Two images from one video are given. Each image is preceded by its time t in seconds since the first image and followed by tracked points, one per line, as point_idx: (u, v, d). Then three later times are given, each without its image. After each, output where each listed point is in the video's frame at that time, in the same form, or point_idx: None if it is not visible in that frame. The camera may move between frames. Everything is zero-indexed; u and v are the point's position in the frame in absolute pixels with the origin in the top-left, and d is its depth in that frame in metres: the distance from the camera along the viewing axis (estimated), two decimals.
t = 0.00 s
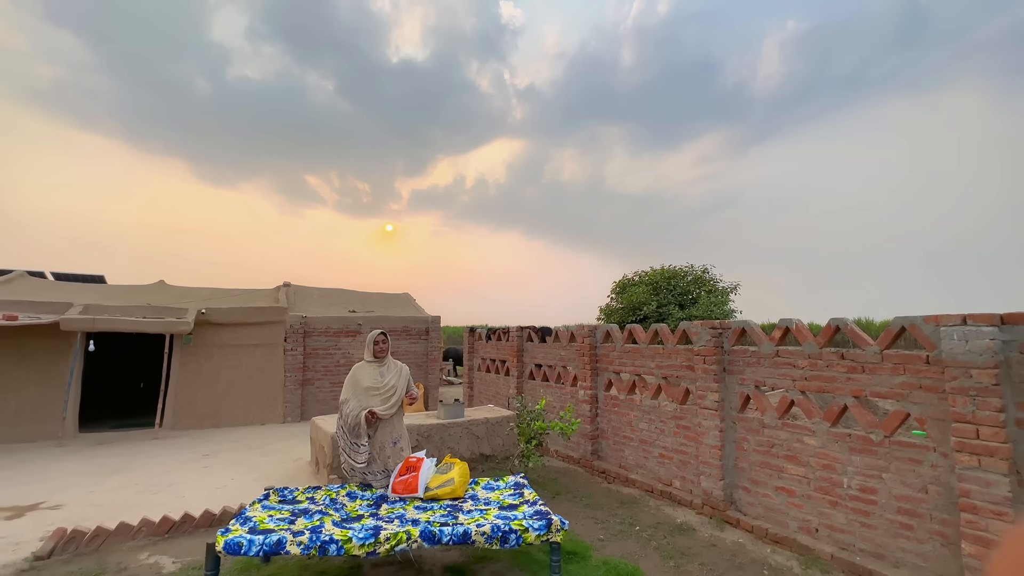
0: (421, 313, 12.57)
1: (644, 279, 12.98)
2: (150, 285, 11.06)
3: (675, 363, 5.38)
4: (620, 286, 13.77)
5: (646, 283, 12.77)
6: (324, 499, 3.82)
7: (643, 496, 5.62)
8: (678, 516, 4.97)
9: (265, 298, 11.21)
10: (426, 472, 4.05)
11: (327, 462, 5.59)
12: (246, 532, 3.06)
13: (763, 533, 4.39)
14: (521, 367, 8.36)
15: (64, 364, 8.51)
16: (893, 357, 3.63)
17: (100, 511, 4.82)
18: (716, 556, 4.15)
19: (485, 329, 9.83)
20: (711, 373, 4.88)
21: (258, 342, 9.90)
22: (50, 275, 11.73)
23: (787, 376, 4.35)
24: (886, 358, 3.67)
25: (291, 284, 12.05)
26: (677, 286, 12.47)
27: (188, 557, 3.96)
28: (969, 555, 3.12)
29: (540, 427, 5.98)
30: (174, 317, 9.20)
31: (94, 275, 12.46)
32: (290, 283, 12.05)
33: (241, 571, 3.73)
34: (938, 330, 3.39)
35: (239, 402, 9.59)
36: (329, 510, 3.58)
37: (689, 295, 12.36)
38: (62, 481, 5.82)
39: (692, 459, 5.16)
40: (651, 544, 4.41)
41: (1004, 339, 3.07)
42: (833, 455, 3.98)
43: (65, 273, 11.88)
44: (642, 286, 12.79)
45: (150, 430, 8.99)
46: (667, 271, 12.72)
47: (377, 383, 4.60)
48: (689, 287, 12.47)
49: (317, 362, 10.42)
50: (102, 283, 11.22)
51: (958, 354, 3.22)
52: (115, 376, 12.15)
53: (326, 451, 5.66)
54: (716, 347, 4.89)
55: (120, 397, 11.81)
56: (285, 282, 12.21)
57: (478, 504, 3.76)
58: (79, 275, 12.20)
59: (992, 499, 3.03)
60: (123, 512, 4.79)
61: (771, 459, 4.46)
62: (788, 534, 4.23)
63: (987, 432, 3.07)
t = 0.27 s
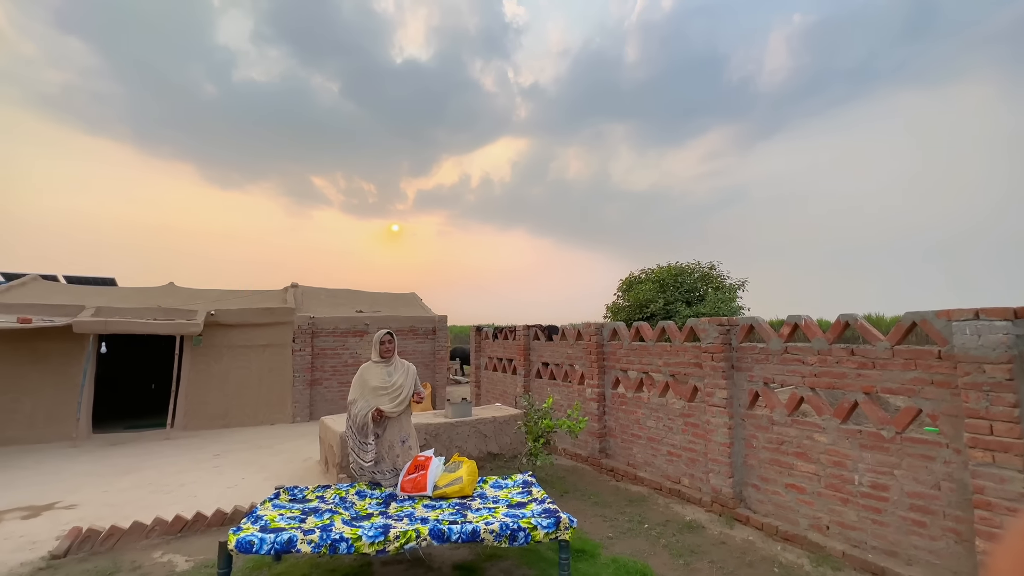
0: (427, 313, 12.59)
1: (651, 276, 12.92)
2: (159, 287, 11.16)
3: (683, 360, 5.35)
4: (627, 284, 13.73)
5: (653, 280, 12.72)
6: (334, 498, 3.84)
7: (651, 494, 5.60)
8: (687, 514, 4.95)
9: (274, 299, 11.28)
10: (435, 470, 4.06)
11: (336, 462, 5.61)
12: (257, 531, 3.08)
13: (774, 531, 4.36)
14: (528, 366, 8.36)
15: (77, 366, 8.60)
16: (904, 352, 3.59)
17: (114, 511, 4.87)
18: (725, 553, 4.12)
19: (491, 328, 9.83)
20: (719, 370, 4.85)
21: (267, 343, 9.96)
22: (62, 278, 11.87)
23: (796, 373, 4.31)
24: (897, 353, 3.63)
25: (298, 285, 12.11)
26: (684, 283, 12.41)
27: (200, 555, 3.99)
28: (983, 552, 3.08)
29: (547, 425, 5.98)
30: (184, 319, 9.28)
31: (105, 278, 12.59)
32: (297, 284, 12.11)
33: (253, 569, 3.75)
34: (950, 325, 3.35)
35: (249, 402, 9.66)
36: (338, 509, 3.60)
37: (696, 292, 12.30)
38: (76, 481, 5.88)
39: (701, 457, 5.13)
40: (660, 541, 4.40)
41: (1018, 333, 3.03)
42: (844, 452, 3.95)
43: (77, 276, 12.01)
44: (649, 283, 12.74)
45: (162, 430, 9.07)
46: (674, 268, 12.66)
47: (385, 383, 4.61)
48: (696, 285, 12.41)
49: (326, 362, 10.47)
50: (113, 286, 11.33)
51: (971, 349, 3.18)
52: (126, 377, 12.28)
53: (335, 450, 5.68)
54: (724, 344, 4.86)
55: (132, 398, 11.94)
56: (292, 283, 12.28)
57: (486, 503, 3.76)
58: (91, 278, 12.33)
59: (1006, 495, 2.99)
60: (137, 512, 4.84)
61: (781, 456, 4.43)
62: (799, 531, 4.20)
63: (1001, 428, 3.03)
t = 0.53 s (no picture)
0: (434, 311, 12.62)
1: (658, 273, 12.87)
2: (169, 287, 11.26)
3: (691, 357, 5.32)
4: (633, 281, 13.68)
5: (660, 277, 12.67)
6: (343, 495, 3.85)
7: (660, 491, 5.58)
8: (696, 511, 4.93)
9: (282, 299, 11.35)
10: (442, 468, 4.07)
11: (345, 460, 5.64)
12: (268, 527, 3.11)
13: (784, 528, 4.34)
14: (535, 363, 8.35)
15: (90, 366, 8.70)
16: (916, 347, 3.55)
17: (127, 508, 4.92)
18: (735, 551, 4.10)
19: (498, 326, 9.84)
20: (728, 367, 4.82)
21: (275, 342, 10.03)
22: (74, 279, 12.00)
23: (806, 369, 4.28)
24: (908, 349, 3.59)
25: (306, 284, 12.17)
26: (691, 280, 12.35)
27: (212, 552, 4.03)
28: (998, 549, 3.04)
29: (555, 423, 5.97)
30: (194, 319, 9.36)
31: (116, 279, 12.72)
32: (305, 283, 12.17)
33: (264, 566, 3.78)
34: (963, 320, 3.31)
35: (258, 401, 9.73)
36: (348, 506, 3.62)
37: (703, 288, 12.24)
38: (90, 479, 5.95)
39: (710, 454, 5.11)
40: (669, 538, 4.38)
41: None
42: (855, 448, 3.91)
43: (88, 278, 12.13)
44: (656, 280, 12.69)
45: (173, 429, 9.17)
46: (680, 265, 12.60)
47: (392, 381, 4.62)
48: (703, 281, 12.35)
49: (334, 361, 10.53)
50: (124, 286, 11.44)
51: (985, 343, 3.14)
52: (138, 377, 12.41)
53: (344, 448, 5.71)
54: (732, 340, 4.83)
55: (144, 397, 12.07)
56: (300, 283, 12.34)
57: (494, 500, 3.76)
58: (102, 279, 12.46)
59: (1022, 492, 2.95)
60: (149, 509, 4.89)
61: (791, 453, 4.40)
62: (809, 528, 4.17)
63: (1016, 424, 2.99)
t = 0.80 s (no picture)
0: (441, 308, 12.64)
1: (665, 269, 12.80)
2: (179, 285, 11.35)
3: (699, 352, 5.29)
4: (641, 276, 13.62)
5: (667, 272, 12.61)
6: (352, 491, 3.88)
7: (668, 487, 5.57)
8: (705, 506, 4.91)
9: (290, 296, 11.41)
10: (451, 463, 4.08)
11: (353, 455, 5.67)
12: (279, 523, 3.13)
13: (794, 524, 4.31)
14: (542, 359, 8.35)
15: (102, 363, 8.80)
16: (929, 341, 3.50)
17: (141, 503, 4.98)
18: (745, 546, 4.08)
19: (505, 322, 9.83)
20: (737, 362, 4.79)
21: (284, 339, 10.09)
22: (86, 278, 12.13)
23: (816, 363, 4.24)
24: (921, 343, 3.54)
25: (313, 282, 12.23)
26: (699, 275, 12.28)
27: (224, 547, 4.06)
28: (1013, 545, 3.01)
29: (562, 419, 5.96)
30: (203, 317, 9.43)
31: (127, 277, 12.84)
32: (313, 281, 12.23)
33: (275, 561, 3.81)
34: (977, 313, 3.26)
35: (268, 398, 9.81)
36: (357, 501, 3.64)
37: (711, 283, 12.16)
38: (104, 475, 6.03)
39: (718, 449, 5.08)
40: (678, 534, 4.37)
41: None
42: (866, 443, 3.88)
43: (99, 276, 12.26)
44: (663, 276, 12.63)
45: (184, 426, 9.26)
46: (688, 260, 12.52)
47: (400, 377, 4.64)
48: (711, 276, 12.27)
49: (342, 357, 10.58)
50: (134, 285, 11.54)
51: (1000, 337, 3.09)
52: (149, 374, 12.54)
53: (353, 444, 5.74)
54: (742, 335, 4.79)
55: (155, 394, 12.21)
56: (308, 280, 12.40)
57: (502, 495, 3.77)
58: (113, 277, 12.59)
59: None
60: (162, 505, 4.95)
61: (801, 448, 4.37)
62: (820, 524, 4.14)
63: None
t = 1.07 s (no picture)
0: (447, 303, 12.66)
1: (672, 263, 12.74)
2: (188, 282, 11.44)
3: (708, 346, 5.27)
4: (647, 271, 13.56)
5: (674, 266, 12.54)
6: (362, 485, 3.90)
7: (677, 481, 5.56)
8: (714, 501, 4.90)
9: (297, 292, 11.46)
10: (459, 458, 4.09)
11: (362, 450, 5.71)
12: (290, 516, 3.15)
13: (804, 518, 4.29)
14: (549, 354, 8.35)
15: (114, 359, 8.90)
16: (943, 335, 3.46)
17: (154, 497, 5.04)
18: (754, 540, 4.07)
19: (512, 317, 9.82)
20: (746, 356, 4.76)
21: (292, 335, 10.15)
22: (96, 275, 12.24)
23: (827, 357, 4.20)
24: (935, 336, 3.50)
25: (320, 277, 12.28)
26: (706, 269, 12.21)
27: (236, 540, 4.10)
28: None
29: (570, 413, 5.96)
30: (212, 313, 9.50)
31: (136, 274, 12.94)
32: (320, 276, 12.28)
33: (286, 554, 3.85)
34: (993, 305, 3.22)
35: (276, 393, 9.88)
36: (367, 495, 3.66)
37: (719, 277, 12.10)
38: (117, 469, 6.10)
39: (727, 444, 5.06)
40: (687, 528, 4.37)
41: None
42: (878, 438, 3.85)
43: (109, 273, 12.36)
44: (670, 270, 12.56)
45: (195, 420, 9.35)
46: (695, 254, 12.45)
47: (408, 372, 4.65)
48: (719, 270, 12.20)
49: (349, 353, 10.63)
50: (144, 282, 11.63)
51: (1017, 330, 3.05)
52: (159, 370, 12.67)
53: (361, 439, 5.77)
54: (751, 329, 4.76)
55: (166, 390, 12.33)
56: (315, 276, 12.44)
57: (511, 489, 3.77)
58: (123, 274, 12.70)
59: None
60: (175, 498, 5.00)
61: (811, 442, 4.34)
62: (831, 518, 4.12)
63: None
